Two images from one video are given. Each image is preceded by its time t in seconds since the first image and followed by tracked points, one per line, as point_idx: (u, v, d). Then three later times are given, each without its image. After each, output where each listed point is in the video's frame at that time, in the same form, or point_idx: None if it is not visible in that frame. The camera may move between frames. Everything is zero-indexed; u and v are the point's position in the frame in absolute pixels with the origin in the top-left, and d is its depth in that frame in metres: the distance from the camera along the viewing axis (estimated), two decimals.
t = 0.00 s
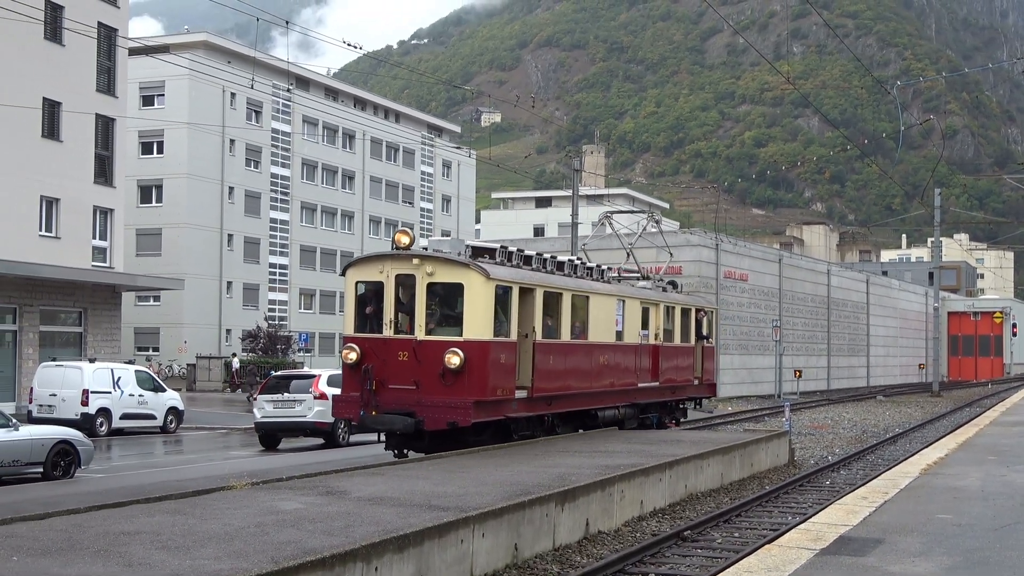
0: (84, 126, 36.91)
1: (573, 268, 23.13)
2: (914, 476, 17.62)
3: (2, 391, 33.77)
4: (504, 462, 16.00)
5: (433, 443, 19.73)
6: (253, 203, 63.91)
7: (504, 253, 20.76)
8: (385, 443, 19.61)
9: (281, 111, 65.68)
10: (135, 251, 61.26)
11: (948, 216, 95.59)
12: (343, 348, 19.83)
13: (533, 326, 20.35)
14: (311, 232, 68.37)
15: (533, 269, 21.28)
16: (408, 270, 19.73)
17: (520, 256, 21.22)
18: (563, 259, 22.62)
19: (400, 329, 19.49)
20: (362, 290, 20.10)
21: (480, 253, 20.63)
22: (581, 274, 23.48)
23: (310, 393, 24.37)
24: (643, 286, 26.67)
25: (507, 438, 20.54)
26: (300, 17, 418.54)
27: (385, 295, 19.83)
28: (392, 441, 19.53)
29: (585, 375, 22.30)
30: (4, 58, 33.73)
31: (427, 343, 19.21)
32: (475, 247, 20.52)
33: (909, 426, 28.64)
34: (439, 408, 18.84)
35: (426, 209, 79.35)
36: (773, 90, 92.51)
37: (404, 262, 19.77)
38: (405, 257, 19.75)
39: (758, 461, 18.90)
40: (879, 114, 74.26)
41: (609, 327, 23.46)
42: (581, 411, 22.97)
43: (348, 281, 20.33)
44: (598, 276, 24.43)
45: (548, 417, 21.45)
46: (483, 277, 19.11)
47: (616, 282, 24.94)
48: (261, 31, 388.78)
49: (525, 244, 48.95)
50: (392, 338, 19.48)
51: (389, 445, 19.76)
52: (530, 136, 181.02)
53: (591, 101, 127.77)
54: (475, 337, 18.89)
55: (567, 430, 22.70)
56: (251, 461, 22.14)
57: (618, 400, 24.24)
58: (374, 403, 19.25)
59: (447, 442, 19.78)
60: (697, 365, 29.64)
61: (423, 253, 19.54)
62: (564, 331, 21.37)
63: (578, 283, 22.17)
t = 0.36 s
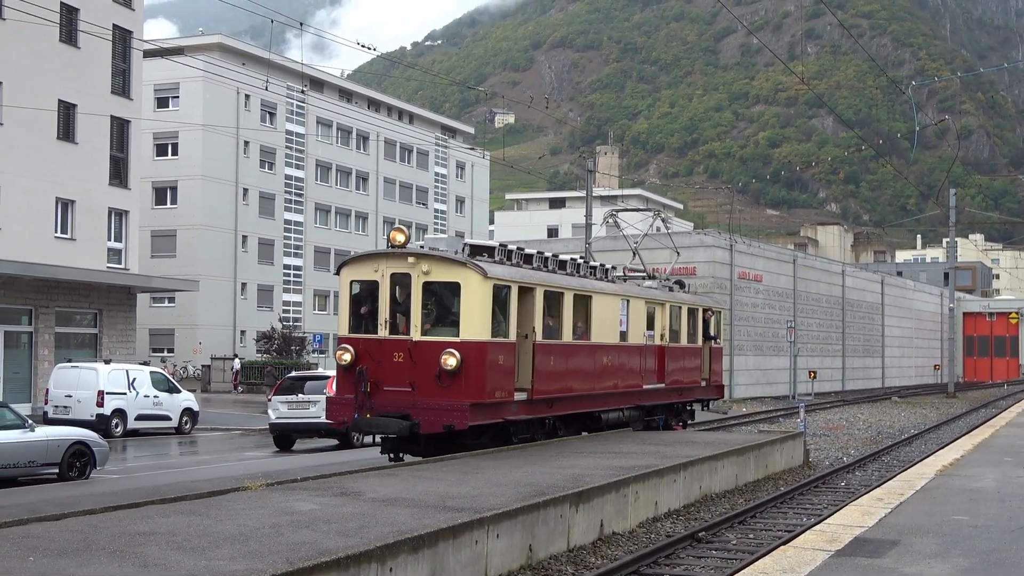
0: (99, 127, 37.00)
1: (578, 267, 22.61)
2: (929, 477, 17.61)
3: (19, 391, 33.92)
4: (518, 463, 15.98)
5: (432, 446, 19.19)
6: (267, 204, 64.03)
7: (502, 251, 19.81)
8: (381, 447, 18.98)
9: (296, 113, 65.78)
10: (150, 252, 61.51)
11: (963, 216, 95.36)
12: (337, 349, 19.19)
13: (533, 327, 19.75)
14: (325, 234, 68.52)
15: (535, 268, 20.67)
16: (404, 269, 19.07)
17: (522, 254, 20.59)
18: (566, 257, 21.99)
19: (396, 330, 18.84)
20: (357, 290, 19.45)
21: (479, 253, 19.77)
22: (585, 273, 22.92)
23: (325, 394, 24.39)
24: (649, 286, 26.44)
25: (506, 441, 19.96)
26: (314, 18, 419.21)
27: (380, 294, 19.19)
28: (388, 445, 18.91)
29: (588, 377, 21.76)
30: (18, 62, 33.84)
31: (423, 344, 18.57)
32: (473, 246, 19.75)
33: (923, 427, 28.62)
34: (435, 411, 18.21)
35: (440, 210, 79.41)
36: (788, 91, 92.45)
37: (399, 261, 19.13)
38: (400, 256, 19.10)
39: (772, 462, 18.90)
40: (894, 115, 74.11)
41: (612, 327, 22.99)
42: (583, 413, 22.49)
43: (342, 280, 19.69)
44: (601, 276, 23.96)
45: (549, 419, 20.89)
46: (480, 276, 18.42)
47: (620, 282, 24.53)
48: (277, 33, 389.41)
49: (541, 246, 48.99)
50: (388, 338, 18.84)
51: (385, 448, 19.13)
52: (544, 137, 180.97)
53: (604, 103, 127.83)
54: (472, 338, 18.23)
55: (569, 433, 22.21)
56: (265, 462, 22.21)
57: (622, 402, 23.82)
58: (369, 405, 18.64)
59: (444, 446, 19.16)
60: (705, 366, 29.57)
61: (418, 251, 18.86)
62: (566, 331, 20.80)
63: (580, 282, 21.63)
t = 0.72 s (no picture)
0: (116, 127, 37.13)
1: (582, 267, 22.34)
2: (947, 479, 17.57)
3: (36, 391, 34.08)
4: (533, 464, 15.96)
5: (427, 448, 18.81)
6: (284, 205, 64.18)
7: (502, 249, 19.52)
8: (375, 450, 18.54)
9: (311, 113, 65.91)
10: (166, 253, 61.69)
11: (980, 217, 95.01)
12: (332, 349, 18.74)
13: (533, 327, 19.43)
14: (340, 235, 68.60)
15: (536, 266, 20.38)
16: (399, 267, 18.60)
17: (523, 253, 20.29)
18: (568, 257, 21.68)
19: (392, 329, 18.39)
20: (352, 288, 19.00)
21: (478, 251, 19.45)
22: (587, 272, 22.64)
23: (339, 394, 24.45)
24: (656, 287, 26.31)
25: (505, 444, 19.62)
26: (329, 20, 420.12)
27: (374, 292, 18.71)
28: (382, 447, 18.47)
29: (591, 378, 21.53)
30: (35, 62, 33.98)
31: (420, 344, 18.12)
32: (473, 244, 19.43)
33: (940, 429, 28.52)
34: (431, 413, 17.75)
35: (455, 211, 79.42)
36: (803, 91, 92.37)
37: (395, 259, 18.66)
38: (396, 253, 18.64)
39: (787, 463, 18.86)
40: (910, 115, 73.97)
41: (617, 328, 22.81)
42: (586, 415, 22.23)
43: (337, 279, 19.24)
44: (606, 275, 23.76)
45: (550, 422, 20.59)
46: (477, 274, 18.01)
47: (625, 281, 24.34)
48: (292, 34, 390.11)
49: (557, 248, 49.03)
50: (383, 339, 18.38)
51: (380, 450, 18.69)
52: (559, 137, 180.90)
53: (618, 103, 127.82)
54: (469, 338, 17.81)
55: (572, 435, 21.97)
56: (281, 462, 22.26)
57: (627, 404, 23.63)
58: (363, 407, 18.16)
59: (440, 449, 18.76)
60: (713, 368, 29.47)
61: (415, 249, 18.42)
62: (569, 331, 20.51)
63: (583, 282, 21.37)
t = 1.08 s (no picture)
0: (133, 128, 37.28)
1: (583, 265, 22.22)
2: (964, 481, 17.51)
3: (54, 391, 34.23)
4: (549, 465, 15.93)
5: (423, 453, 18.58)
6: (300, 205, 64.32)
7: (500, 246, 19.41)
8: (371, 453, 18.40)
9: (327, 113, 66.00)
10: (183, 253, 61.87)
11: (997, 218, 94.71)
12: (327, 348, 18.61)
13: (534, 327, 19.28)
14: (356, 235, 68.68)
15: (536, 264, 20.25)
16: (395, 264, 18.46)
17: (523, 250, 20.16)
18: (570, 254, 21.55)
19: (387, 328, 18.23)
20: (347, 286, 18.87)
21: (477, 248, 19.32)
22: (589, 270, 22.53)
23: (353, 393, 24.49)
24: (664, 286, 26.23)
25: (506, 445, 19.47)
26: (345, 20, 420.59)
27: (370, 290, 18.57)
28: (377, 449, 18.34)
29: (594, 378, 21.45)
30: (53, 63, 34.12)
31: (416, 344, 17.95)
32: (472, 241, 19.29)
33: (958, 430, 28.41)
34: (427, 414, 17.55)
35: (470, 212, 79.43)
36: (820, 92, 92.21)
37: (391, 256, 18.52)
38: (392, 250, 18.49)
39: (804, 464, 18.82)
40: (927, 116, 73.73)
41: (622, 327, 22.74)
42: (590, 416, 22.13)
43: (333, 276, 19.12)
44: (610, 274, 23.69)
45: (552, 423, 20.46)
46: (475, 272, 17.83)
47: (631, 280, 24.27)
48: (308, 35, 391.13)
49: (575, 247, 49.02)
50: (379, 338, 18.23)
51: (375, 452, 18.55)
52: (575, 137, 180.94)
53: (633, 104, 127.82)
54: (466, 338, 17.63)
55: (574, 437, 21.87)
56: (296, 462, 22.30)
57: (632, 405, 23.56)
58: (358, 408, 18.04)
59: (437, 452, 18.61)
60: (722, 368, 29.41)
61: (412, 246, 18.27)
62: (571, 331, 20.39)
63: (585, 280, 21.27)
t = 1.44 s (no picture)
0: (150, 129, 37.42)
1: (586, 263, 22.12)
2: (981, 481, 17.48)
3: (71, 390, 34.39)
4: (565, 466, 15.92)
5: (418, 455, 18.52)
6: (316, 205, 64.43)
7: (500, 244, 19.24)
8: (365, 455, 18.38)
9: (344, 114, 66.10)
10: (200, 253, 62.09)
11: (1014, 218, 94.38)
12: (320, 348, 18.47)
13: (534, 326, 19.19)
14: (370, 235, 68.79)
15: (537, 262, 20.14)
16: (390, 261, 18.29)
17: (523, 248, 20.05)
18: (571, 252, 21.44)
19: (382, 328, 18.08)
20: (341, 284, 18.75)
21: (476, 245, 19.15)
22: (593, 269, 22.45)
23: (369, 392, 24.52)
24: (670, 286, 26.20)
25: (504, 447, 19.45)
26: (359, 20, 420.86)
27: (364, 289, 18.43)
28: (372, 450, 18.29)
29: (596, 379, 21.41)
30: (71, 62, 34.24)
31: (410, 343, 17.80)
32: (471, 238, 19.13)
33: (974, 431, 28.34)
34: (421, 415, 17.38)
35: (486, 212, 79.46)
36: (836, 92, 91.94)
37: (385, 253, 18.33)
38: (385, 247, 18.30)
39: (820, 465, 18.81)
40: (944, 115, 73.44)
41: (626, 327, 22.72)
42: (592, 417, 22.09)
43: (326, 274, 18.98)
44: (614, 273, 23.65)
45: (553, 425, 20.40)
46: (472, 269, 17.65)
47: (636, 279, 24.22)
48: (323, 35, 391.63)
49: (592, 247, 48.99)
50: (373, 338, 18.08)
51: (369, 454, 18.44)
52: (590, 137, 180.86)
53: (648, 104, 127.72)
54: (462, 338, 17.48)
55: (576, 439, 21.84)
56: (312, 462, 22.36)
57: (636, 406, 23.55)
58: (352, 409, 17.89)
59: (433, 454, 18.58)
60: (731, 369, 29.37)
61: (407, 243, 18.08)
62: (573, 331, 20.32)
63: (587, 279, 21.19)
